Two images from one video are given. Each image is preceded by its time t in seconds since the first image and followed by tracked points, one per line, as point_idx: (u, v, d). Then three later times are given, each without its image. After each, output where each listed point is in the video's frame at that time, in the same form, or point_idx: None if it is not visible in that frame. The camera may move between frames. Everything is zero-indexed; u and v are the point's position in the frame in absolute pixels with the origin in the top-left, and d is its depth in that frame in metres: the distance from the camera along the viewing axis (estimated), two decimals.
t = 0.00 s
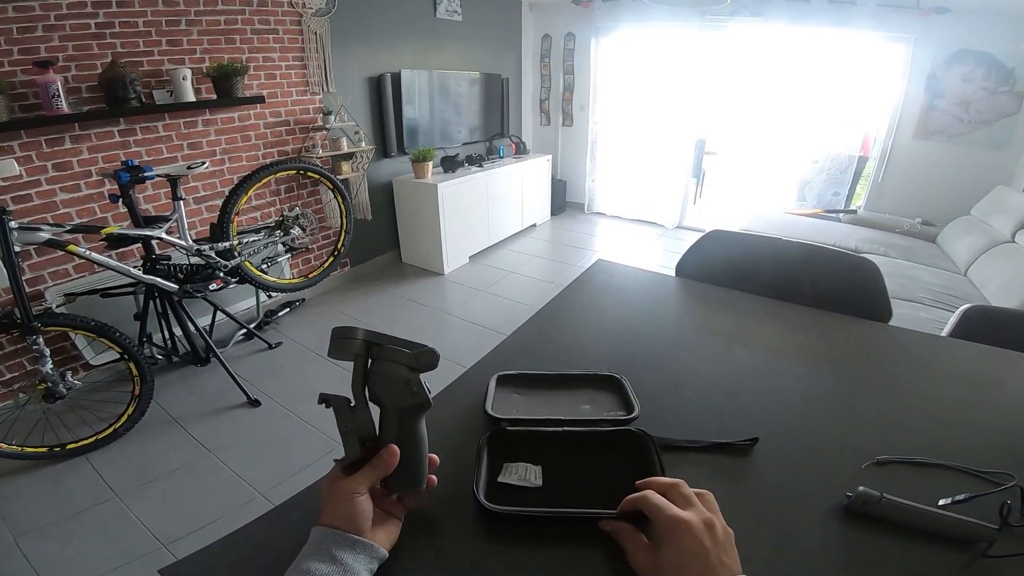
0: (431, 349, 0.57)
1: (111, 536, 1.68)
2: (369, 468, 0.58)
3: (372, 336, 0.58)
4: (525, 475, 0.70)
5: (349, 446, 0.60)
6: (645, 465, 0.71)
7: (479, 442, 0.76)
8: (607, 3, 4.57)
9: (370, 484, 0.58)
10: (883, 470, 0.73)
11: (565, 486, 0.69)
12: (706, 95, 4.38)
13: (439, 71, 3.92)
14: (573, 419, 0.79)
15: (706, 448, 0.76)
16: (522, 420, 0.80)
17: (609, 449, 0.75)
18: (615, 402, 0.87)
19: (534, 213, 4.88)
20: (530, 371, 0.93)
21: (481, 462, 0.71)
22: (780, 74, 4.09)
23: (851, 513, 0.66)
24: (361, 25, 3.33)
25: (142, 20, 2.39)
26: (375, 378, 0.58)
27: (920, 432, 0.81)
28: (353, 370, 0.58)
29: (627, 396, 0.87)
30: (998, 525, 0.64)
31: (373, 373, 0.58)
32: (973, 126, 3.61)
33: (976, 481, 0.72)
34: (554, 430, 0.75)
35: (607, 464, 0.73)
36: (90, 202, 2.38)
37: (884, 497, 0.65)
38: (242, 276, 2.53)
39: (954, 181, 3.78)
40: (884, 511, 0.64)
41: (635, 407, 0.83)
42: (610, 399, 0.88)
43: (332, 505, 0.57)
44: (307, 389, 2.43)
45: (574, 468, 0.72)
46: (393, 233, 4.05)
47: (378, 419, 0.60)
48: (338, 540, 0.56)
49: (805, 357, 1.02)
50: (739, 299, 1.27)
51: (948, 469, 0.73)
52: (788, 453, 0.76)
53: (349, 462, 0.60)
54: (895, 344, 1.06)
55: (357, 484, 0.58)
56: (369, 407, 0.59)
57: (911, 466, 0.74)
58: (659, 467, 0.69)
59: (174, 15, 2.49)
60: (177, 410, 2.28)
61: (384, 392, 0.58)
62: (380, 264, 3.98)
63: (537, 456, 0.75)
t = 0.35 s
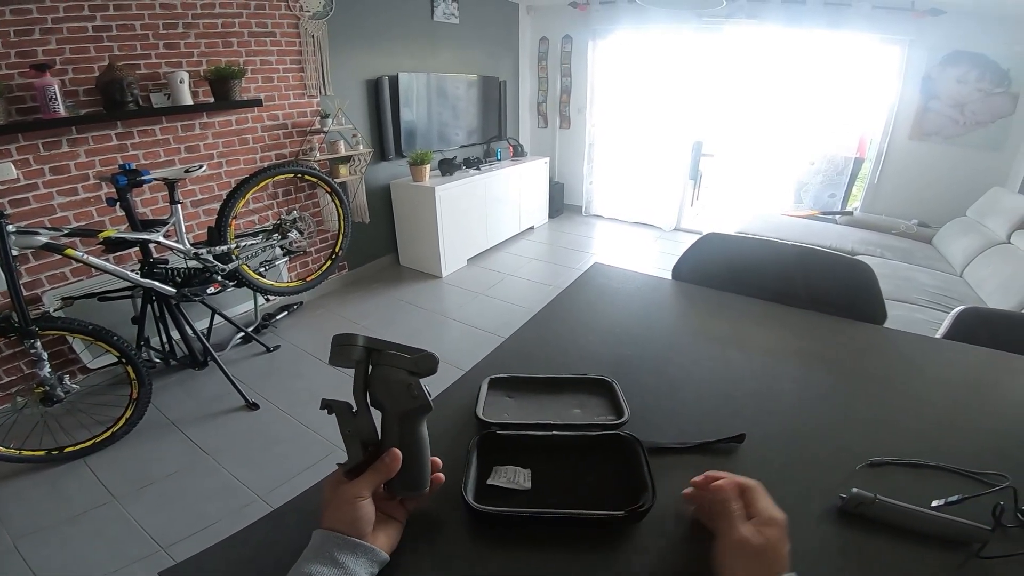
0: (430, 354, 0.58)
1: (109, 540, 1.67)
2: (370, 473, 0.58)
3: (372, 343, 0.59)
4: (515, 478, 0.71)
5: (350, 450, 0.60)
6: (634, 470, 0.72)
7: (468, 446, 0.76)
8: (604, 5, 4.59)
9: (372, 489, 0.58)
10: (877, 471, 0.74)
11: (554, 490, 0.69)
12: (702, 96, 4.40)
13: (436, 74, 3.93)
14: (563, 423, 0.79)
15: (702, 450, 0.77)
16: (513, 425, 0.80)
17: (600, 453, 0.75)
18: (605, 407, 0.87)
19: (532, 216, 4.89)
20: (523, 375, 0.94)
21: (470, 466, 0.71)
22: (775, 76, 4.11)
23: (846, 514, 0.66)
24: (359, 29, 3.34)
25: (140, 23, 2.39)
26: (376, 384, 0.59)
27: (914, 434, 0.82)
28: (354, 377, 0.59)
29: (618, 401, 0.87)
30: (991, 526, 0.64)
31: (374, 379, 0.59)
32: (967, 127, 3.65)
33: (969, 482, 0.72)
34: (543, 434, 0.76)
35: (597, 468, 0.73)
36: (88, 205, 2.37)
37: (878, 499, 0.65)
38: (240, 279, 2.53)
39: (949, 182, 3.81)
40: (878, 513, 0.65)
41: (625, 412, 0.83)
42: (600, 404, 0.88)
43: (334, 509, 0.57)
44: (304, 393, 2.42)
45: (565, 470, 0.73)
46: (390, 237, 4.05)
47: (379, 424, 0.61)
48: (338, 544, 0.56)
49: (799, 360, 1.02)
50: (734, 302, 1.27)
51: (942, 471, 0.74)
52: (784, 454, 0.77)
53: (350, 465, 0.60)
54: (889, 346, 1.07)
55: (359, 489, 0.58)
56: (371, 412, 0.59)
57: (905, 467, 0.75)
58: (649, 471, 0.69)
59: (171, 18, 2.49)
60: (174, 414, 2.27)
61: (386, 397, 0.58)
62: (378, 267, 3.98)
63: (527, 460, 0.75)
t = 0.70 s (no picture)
0: (439, 362, 0.58)
1: (105, 545, 1.66)
2: (377, 478, 0.58)
3: (382, 349, 0.59)
4: (514, 482, 0.70)
5: (357, 456, 0.60)
6: (632, 473, 0.71)
7: (467, 450, 0.75)
8: (600, 9, 4.63)
9: (378, 494, 0.58)
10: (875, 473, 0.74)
11: (553, 494, 0.69)
12: (698, 99, 4.43)
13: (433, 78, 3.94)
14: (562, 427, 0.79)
15: (700, 453, 0.77)
16: (511, 429, 0.80)
17: (599, 457, 0.75)
18: (603, 410, 0.87)
19: (529, 220, 4.90)
20: (522, 380, 0.94)
21: (468, 470, 0.71)
22: (770, 79, 4.14)
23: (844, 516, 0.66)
24: (356, 33, 3.35)
25: (136, 27, 2.40)
26: (385, 390, 0.59)
27: (912, 436, 0.82)
28: (363, 383, 0.59)
29: (616, 404, 0.87)
30: (989, 528, 0.64)
31: (383, 386, 0.59)
32: (961, 129, 3.68)
33: (966, 483, 0.72)
34: (542, 438, 0.76)
35: (595, 472, 0.73)
36: (84, 210, 2.37)
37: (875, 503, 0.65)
38: (237, 284, 2.53)
39: (944, 184, 3.84)
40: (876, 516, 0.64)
41: (623, 415, 0.83)
42: (598, 407, 0.88)
43: (339, 514, 0.57)
44: (302, 397, 2.41)
45: (564, 475, 0.72)
46: (388, 241, 4.05)
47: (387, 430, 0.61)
48: (341, 548, 0.56)
49: (797, 363, 1.02)
50: (731, 305, 1.28)
51: (940, 473, 0.74)
52: (783, 456, 0.77)
53: (357, 470, 0.60)
54: (886, 348, 1.07)
55: (366, 494, 0.57)
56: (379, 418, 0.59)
57: (902, 469, 0.75)
58: (647, 475, 0.69)
59: (168, 22, 2.50)
60: (171, 418, 2.26)
61: (394, 403, 0.59)
62: (375, 272, 3.97)
63: (525, 464, 0.74)
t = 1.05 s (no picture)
0: (445, 365, 0.58)
1: (105, 547, 1.66)
2: (382, 481, 0.57)
3: (388, 352, 0.59)
4: (516, 484, 0.70)
5: (362, 459, 0.59)
6: (634, 475, 0.71)
7: (468, 453, 0.75)
8: (600, 12, 4.65)
9: (383, 497, 0.57)
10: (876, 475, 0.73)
11: (553, 497, 0.69)
12: (697, 102, 4.44)
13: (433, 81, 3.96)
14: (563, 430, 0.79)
15: (702, 455, 0.77)
16: (512, 431, 0.80)
17: (600, 460, 0.75)
18: (604, 412, 0.87)
19: (530, 223, 4.90)
20: (523, 383, 0.94)
21: (469, 472, 0.71)
22: (770, 81, 4.15)
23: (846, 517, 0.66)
24: (357, 36, 3.36)
25: (138, 29, 2.40)
26: (390, 393, 0.58)
27: (913, 438, 0.82)
28: (368, 385, 0.58)
29: (616, 406, 0.87)
30: (990, 532, 0.63)
31: (388, 389, 0.59)
32: (960, 132, 3.70)
33: (969, 485, 0.72)
34: (544, 441, 0.75)
35: (596, 474, 0.73)
36: (85, 212, 2.37)
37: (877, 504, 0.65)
38: (238, 287, 2.53)
39: (943, 186, 3.85)
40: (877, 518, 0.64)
41: (624, 418, 0.83)
42: (599, 410, 0.88)
43: (343, 516, 0.57)
44: (302, 400, 2.41)
45: (566, 477, 0.72)
46: (388, 244, 4.05)
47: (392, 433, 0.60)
48: (343, 551, 0.56)
49: (797, 366, 1.02)
50: (732, 308, 1.28)
51: (940, 475, 0.74)
52: (784, 457, 0.77)
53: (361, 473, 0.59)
54: (887, 350, 1.07)
55: (371, 498, 0.57)
56: (384, 421, 0.59)
57: (904, 471, 0.74)
58: (649, 477, 0.69)
59: (170, 25, 2.51)
60: (171, 421, 2.26)
61: (400, 406, 0.58)
62: (375, 275, 3.97)
63: (526, 467, 0.74)
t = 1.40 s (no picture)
0: (444, 366, 0.58)
1: (103, 549, 1.65)
2: (380, 482, 0.57)
3: (387, 354, 0.59)
4: (514, 485, 0.70)
5: (360, 460, 0.59)
6: (633, 477, 0.71)
7: (466, 454, 0.75)
8: (600, 14, 4.66)
9: (380, 498, 0.57)
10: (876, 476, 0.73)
11: (552, 498, 0.69)
12: (697, 103, 4.44)
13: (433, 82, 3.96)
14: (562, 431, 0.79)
15: (701, 456, 0.77)
16: (511, 433, 0.79)
17: (599, 462, 0.75)
18: (603, 414, 0.87)
19: (529, 224, 4.90)
20: (522, 384, 0.93)
21: (468, 474, 0.71)
22: (769, 82, 4.15)
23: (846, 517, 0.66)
24: (357, 37, 3.37)
25: (138, 30, 2.41)
26: (388, 395, 0.58)
27: (912, 439, 0.82)
28: (366, 387, 0.58)
29: (616, 408, 0.87)
30: (989, 533, 0.63)
31: (387, 390, 0.58)
32: (959, 133, 3.70)
33: (968, 485, 0.72)
34: (543, 443, 0.75)
35: (595, 476, 0.72)
36: (84, 213, 2.37)
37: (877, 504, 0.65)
38: (237, 289, 2.53)
39: (942, 187, 3.85)
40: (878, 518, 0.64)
41: (623, 420, 0.83)
42: (598, 411, 0.88)
43: (340, 518, 0.57)
44: (301, 402, 2.41)
45: (565, 479, 0.72)
46: (387, 246, 4.05)
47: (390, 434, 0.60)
48: (341, 553, 0.55)
49: (797, 367, 1.02)
50: (731, 309, 1.28)
51: (939, 475, 0.74)
52: (784, 459, 0.76)
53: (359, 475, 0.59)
54: (886, 352, 1.07)
55: (368, 499, 0.57)
56: (382, 423, 0.58)
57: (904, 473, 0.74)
58: (648, 479, 0.69)
59: (169, 26, 2.51)
60: (170, 422, 2.26)
61: (398, 407, 0.58)
62: (374, 276, 3.97)
63: (525, 468, 0.74)
